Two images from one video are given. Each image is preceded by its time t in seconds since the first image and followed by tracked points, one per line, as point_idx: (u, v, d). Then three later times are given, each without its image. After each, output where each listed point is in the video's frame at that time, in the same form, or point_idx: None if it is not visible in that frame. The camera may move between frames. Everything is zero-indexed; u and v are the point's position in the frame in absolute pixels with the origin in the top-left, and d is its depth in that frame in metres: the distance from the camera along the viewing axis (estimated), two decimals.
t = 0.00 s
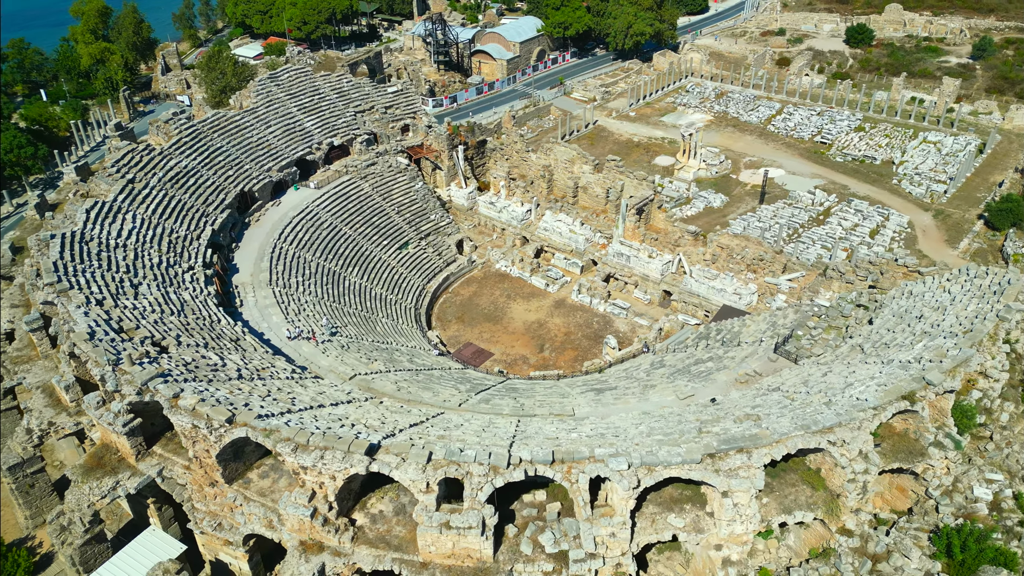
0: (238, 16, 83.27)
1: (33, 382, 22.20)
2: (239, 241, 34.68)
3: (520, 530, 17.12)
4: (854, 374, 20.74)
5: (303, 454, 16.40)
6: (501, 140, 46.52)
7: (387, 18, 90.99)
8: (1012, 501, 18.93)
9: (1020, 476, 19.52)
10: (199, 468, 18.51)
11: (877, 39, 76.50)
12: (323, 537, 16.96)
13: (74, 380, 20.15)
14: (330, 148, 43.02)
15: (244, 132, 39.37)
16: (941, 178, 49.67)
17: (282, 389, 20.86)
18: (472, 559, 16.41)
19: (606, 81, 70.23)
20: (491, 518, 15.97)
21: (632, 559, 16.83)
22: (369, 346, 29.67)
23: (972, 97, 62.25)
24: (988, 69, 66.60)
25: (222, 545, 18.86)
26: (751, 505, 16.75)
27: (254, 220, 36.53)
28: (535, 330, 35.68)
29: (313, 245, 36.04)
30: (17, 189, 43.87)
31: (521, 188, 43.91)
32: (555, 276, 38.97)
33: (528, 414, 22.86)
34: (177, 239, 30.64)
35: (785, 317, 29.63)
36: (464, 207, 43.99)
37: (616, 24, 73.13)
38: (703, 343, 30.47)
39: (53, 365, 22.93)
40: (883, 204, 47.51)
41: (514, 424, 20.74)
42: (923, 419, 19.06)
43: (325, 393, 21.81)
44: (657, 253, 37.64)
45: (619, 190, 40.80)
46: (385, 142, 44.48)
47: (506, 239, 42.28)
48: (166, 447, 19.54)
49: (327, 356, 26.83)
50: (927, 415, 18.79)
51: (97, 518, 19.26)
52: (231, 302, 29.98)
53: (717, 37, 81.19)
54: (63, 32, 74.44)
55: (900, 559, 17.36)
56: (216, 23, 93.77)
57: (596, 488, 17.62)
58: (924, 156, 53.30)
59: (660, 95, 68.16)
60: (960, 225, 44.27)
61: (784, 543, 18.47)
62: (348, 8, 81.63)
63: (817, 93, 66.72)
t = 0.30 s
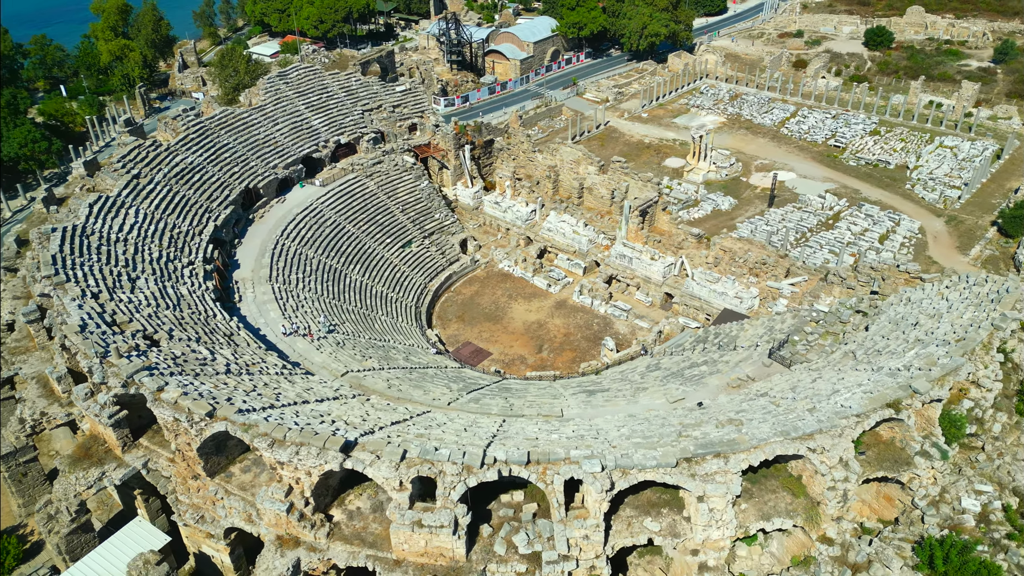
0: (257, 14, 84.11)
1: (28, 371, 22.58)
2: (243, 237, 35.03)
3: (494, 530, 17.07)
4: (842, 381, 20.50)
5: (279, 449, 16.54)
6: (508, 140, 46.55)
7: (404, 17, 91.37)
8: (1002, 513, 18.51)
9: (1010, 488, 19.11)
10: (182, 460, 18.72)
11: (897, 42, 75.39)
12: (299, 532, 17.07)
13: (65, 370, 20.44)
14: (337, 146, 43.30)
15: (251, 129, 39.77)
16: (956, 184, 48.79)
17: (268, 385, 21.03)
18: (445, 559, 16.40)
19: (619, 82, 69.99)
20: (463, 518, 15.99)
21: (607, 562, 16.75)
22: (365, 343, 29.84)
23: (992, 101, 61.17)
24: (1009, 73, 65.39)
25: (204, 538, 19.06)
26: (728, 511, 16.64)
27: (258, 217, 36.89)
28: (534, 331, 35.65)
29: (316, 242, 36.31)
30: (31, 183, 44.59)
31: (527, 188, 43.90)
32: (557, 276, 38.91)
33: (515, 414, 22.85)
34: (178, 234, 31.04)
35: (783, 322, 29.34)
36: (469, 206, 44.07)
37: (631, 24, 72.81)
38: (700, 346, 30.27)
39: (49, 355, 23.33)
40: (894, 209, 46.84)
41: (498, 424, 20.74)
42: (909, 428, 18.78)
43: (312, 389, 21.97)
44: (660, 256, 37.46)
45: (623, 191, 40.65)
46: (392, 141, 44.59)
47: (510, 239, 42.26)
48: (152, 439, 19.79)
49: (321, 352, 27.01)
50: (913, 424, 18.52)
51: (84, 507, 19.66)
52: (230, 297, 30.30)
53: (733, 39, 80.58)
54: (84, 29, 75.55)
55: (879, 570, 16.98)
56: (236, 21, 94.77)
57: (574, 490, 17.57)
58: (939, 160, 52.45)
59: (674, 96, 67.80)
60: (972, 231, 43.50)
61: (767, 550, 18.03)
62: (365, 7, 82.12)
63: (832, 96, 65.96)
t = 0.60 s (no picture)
0: (279, 12, 84.99)
1: (28, 361, 23.01)
2: (248, 232, 35.42)
3: (470, 530, 17.08)
4: (832, 389, 20.23)
5: (258, 443, 16.71)
6: (517, 140, 46.54)
7: (424, 16, 91.69)
8: (991, 526, 18.14)
9: (1002, 501, 18.74)
10: (168, 452, 18.96)
11: (921, 45, 74.15)
12: (277, 526, 17.21)
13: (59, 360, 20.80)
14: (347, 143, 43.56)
15: (261, 126, 40.19)
16: (973, 191, 47.78)
17: (258, 379, 21.23)
18: (419, 557, 16.45)
19: (635, 83, 69.71)
20: (437, 516, 16.05)
21: (582, 565, 16.63)
22: (363, 340, 30.02)
23: (1015, 106, 59.92)
24: None
25: (189, 529, 19.28)
26: (704, 516, 16.52)
27: (265, 213, 37.26)
28: (536, 331, 35.61)
29: (321, 238, 36.58)
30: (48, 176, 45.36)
31: (534, 189, 43.88)
32: (561, 277, 38.82)
33: (504, 414, 22.85)
34: (183, 229, 31.47)
35: (783, 327, 29.02)
36: (477, 206, 44.14)
37: (649, 25, 72.42)
38: (699, 350, 30.08)
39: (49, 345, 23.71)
40: (909, 215, 46.07)
41: (484, 423, 20.75)
42: (896, 438, 18.49)
43: (302, 385, 22.14)
44: (664, 258, 37.22)
45: (630, 193, 40.49)
46: (402, 139, 44.81)
47: (516, 239, 42.27)
48: (141, 431, 20.07)
49: (317, 348, 27.22)
50: (900, 434, 18.23)
51: (73, 496, 19.95)
52: (231, 292, 30.65)
53: (753, 41, 79.85)
54: (109, 25, 76.74)
55: None
56: (258, 19, 95.77)
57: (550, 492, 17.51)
58: (958, 166, 51.48)
59: (690, 98, 67.33)
60: (988, 239, 42.63)
61: (750, 558, 17.94)
62: (384, 6, 82.60)
63: (851, 100, 65.08)
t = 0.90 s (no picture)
0: (302, 10, 85.86)
1: (30, 349, 23.43)
2: (257, 227, 35.85)
3: (448, 528, 17.12)
4: (823, 396, 19.96)
5: (240, 436, 16.91)
6: (529, 140, 46.51)
7: (446, 15, 91.93)
8: (982, 541, 17.79)
9: (993, 516, 18.44)
10: (157, 442, 19.23)
11: (948, 49, 72.71)
12: (258, 518, 17.38)
13: (58, 348, 21.24)
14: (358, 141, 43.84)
15: (273, 122, 40.64)
16: (994, 198, 46.68)
17: (249, 372, 21.49)
18: (397, 554, 16.53)
19: (654, 83, 69.37)
20: (414, 513, 16.10)
21: (559, 566, 16.69)
22: (363, 336, 30.25)
23: None
24: None
25: (178, 519, 19.60)
26: (682, 522, 16.39)
27: (274, 208, 37.68)
28: (539, 331, 35.56)
29: (328, 235, 36.90)
30: (69, 168, 46.58)
31: (544, 188, 43.81)
32: (567, 277, 38.68)
33: (494, 413, 22.86)
34: (190, 223, 31.96)
35: (784, 333, 28.70)
36: (487, 205, 44.22)
37: (669, 26, 71.97)
38: (699, 354, 29.89)
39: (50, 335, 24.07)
40: (925, 222, 45.23)
41: (471, 422, 20.79)
42: (884, 447, 18.17)
43: (294, 379, 22.37)
44: (670, 261, 37.02)
45: (638, 195, 40.31)
46: (413, 137, 45.00)
47: (525, 238, 42.26)
48: (134, 421, 20.39)
49: (316, 344, 27.48)
50: (888, 444, 17.93)
51: (67, 483, 20.39)
52: (236, 286, 31.06)
53: (776, 43, 79.00)
54: (136, 21, 77.98)
55: None
56: (283, 17, 96.81)
57: (529, 493, 17.47)
58: (979, 173, 50.34)
59: (708, 100, 66.78)
60: (1006, 247, 41.68)
61: (735, 564, 18.35)
62: (406, 4, 83.07)
63: (873, 103, 64.07)
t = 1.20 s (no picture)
0: (326, 9, 86.56)
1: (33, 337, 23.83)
2: (265, 222, 36.25)
3: (427, 525, 17.19)
4: (813, 403, 19.70)
5: (223, 428, 17.13)
6: (541, 139, 46.45)
7: (468, 14, 92.07)
8: (972, 555, 17.49)
9: (985, 529, 18.11)
10: (148, 432, 19.55)
11: (976, 52, 71.19)
12: (241, 510, 17.58)
13: (57, 337, 21.69)
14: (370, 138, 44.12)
15: (286, 119, 41.07)
16: (1016, 206, 45.57)
17: (242, 365, 21.74)
18: (374, 549, 16.65)
19: (673, 85, 68.91)
20: (391, 509, 16.23)
21: (535, 566, 16.69)
22: (364, 333, 30.44)
23: None
24: None
25: (167, 508, 19.93)
26: (660, 526, 16.30)
27: (284, 204, 38.05)
28: (543, 332, 35.51)
29: (336, 231, 37.19)
30: (89, 161, 47.41)
31: (554, 188, 43.71)
32: (573, 278, 38.63)
33: (485, 412, 22.88)
34: (199, 216, 32.42)
35: (786, 338, 28.37)
36: (497, 204, 44.27)
37: (690, 27, 71.43)
38: (700, 358, 29.64)
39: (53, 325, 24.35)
40: (943, 228, 44.35)
41: (459, 420, 20.83)
42: (871, 457, 18.00)
43: (288, 373, 22.59)
44: (677, 263, 36.66)
45: (647, 196, 40.07)
46: (426, 136, 45.15)
47: (534, 238, 42.20)
48: (127, 410, 20.74)
49: (315, 339, 27.71)
50: (875, 454, 17.66)
51: (62, 469, 20.79)
52: (241, 280, 31.44)
53: (800, 45, 78.01)
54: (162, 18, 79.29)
55: None
56: (308, 14, 97.61)
57: (508, 492, 17.45)
58: (1002, 179, 49.17)
59: (727, 101, 66.16)
60: None
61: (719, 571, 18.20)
62: (428, 3, 83.40)
63: (896, 107, 62.99)
